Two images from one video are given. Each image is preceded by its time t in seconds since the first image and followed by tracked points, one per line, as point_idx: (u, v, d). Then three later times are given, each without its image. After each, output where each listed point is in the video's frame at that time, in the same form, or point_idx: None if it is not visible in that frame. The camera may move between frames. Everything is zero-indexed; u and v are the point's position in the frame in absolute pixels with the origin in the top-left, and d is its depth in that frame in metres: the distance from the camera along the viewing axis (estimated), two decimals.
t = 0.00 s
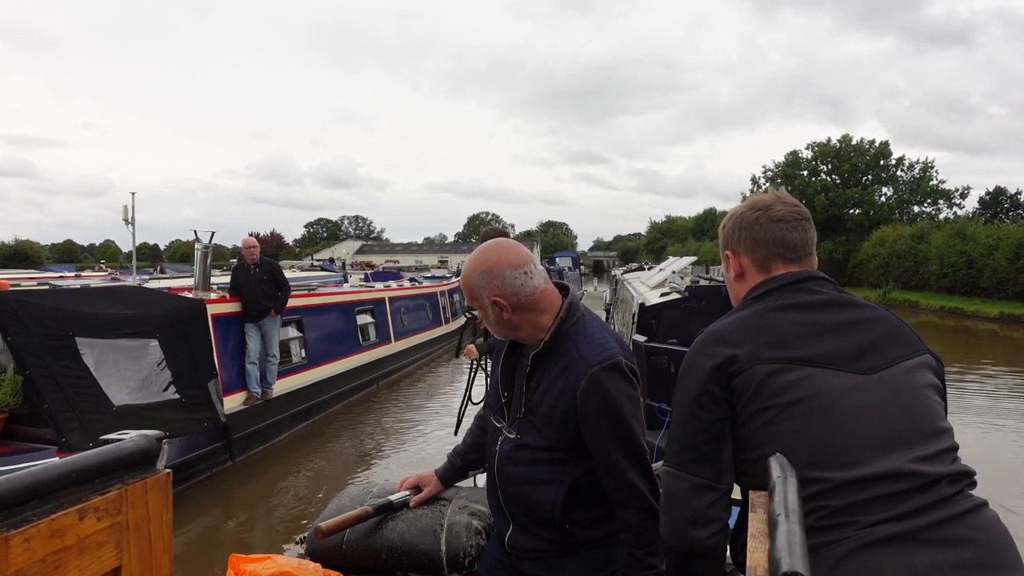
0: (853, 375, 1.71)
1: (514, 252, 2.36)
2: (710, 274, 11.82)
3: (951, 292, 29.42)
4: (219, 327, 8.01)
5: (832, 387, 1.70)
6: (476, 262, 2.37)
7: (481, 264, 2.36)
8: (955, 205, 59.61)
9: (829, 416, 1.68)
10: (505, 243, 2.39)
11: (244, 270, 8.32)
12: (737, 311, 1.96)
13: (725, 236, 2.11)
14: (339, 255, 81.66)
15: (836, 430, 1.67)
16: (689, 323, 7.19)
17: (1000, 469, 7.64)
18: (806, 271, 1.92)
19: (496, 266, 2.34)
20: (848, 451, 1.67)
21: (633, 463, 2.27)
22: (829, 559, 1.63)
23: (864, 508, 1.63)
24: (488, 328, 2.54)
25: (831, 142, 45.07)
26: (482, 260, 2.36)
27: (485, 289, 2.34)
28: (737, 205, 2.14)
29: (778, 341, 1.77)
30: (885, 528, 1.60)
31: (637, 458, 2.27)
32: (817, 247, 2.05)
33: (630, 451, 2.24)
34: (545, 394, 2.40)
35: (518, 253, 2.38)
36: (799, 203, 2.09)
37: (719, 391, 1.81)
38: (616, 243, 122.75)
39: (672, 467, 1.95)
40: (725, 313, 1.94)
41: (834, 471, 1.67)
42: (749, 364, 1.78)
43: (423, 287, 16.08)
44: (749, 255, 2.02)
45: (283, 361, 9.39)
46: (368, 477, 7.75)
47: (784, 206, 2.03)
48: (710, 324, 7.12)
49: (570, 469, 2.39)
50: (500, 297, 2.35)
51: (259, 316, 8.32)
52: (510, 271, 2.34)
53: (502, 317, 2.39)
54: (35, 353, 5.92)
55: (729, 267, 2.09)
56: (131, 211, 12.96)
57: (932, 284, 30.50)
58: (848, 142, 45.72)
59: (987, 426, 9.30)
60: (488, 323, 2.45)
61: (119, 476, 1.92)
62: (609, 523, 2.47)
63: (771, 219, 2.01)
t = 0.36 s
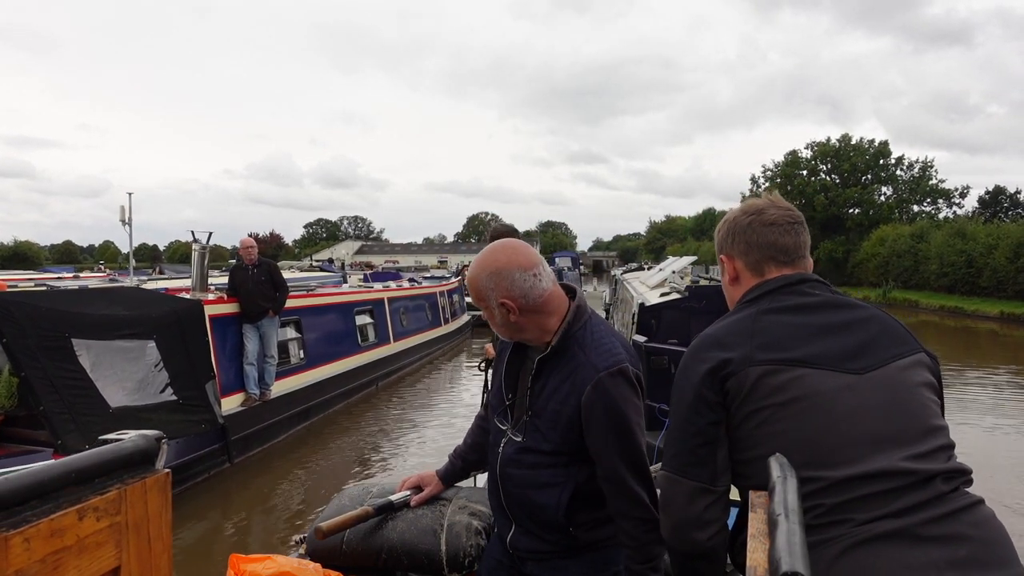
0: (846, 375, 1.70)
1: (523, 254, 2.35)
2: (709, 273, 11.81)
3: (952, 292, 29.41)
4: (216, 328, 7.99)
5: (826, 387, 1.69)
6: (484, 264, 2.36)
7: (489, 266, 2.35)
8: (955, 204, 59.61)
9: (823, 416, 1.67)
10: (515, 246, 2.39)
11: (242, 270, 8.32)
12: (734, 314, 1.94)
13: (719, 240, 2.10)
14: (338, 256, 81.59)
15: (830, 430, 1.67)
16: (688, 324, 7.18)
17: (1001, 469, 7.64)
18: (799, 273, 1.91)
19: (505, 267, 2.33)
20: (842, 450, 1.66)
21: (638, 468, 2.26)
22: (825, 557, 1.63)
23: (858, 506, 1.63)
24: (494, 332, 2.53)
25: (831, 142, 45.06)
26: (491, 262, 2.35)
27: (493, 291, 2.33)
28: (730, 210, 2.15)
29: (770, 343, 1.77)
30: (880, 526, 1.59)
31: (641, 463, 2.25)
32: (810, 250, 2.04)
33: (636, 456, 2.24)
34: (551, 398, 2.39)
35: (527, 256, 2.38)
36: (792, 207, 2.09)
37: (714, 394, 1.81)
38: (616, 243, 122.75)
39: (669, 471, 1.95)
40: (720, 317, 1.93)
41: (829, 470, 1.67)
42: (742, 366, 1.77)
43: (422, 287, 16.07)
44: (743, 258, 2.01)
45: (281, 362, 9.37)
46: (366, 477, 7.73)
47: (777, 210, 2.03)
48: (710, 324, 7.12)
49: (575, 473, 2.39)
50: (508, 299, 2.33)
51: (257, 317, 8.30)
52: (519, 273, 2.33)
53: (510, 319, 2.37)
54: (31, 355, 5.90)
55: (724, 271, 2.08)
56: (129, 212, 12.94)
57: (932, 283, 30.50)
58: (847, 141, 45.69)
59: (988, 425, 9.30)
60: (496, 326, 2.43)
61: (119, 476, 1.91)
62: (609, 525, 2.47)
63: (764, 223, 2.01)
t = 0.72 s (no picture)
0: (837, 375, 1.69)
1: (520, 271, 2.31)
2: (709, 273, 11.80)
3: (952, 291, 29.40)
4: (214, 329, 7.97)
5: (818, 388, 1.68)
6: (481, 281, 2.32)
7: (486, 283, 2.30)
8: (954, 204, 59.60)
9: (815, 416, 1.67)
10: (511, 262, 2.34)
11: (240, 270, 8.31)
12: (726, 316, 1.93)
13: (712, 242, 2.09)
14: (337, 256, 81.55)
15: (822, 430, 1.66)
16: (688, 324, 7.16)
17: (1001, 468, 7.63)
18: (790, 274, 1.91)
19: (502, 285, 2.29)
20: (835, 451, 1.65)
21: (637, 485, 2.25)
22: (820, 559, 1.61)
23: (852, 506, 1.61)
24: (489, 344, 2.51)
25: (830, 142, 45.04)
26: (487, 279, 2.31)
27: (491, 310, 2.30)
28: (723, 211, 2.14)
29: (761, 346, 1.76)
30: (875, 529, 1.58)
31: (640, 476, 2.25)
32: (802, 253, 2.04)
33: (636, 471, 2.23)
34: (551, 414, 2.38)
35: (524, 272, 2.34)
36: (786, 209, 2.09)
37: (706, 399, 1.80)
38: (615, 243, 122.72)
39: (664, 478, 1.94)
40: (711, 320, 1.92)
41: (822, 471, 1.66)
42: (734, 369, 1.76)
43: (421, 288, 16.04)
44: (737, 261, 2.00)
45: (279, 363, 9.35)
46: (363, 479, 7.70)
47: (771, 213, 2.02)
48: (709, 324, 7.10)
49: (575, 486, 2.39)
50: (506, 318, 2.31)
51: (255, 318, 8.29)
52: (517, 291, 2.30)
53: (508, 336, 2.36)
54: (27, 357, 5.91)
55: (715, 273, 2.07)
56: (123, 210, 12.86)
57: (932, 283, 30.50)
58: (846, 141, 45.67)
59: (989, 425, 9.28)
60: (492, 341, 2.41)
61: (111, 476, 1.90)
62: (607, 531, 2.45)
63: (758, 226, 2.00)
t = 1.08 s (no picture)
0: (835, 383, 1.69)
1: (519, 283, 2.31)
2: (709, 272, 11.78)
3: (951, 291, 29.41)
4: (212, 330, 7.95)
5: (815, 396, 1.67)
6: (480, 294, 2.31)
7: (485, 297, 2.30)
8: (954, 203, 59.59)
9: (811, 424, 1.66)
10: (508, 275, 2.34)
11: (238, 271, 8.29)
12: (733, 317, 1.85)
13: (709, 241, 2.02)
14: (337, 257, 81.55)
15: (817, 439, 1.65)
16: (687, 324, 7.15)
17: (1002, 468, 7.62)
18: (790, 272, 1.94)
19: (500, 298, 2.29)
20: (830, 460, 1.64)
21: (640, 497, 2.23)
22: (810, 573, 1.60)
23: (845, 520, 1.60)
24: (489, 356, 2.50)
25: (830, 141, 45.02)
26: (486, 291, 2.30)
27: (490, 324, 2.29)
28: (701, 212, 2.11)
29: (759, 349, 1.74)
30: (861, 549, 1.57)
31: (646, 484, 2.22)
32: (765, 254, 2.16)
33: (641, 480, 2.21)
34: (551, 423, 2.38)
35: (522, 283, 2.34)
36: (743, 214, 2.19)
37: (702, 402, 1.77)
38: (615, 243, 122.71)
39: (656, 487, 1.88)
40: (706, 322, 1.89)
41: (815, 482, 1.65)
42: (730, 372, 1.74)
43: (421, 288, 16.02)
44: (743, 261, 1.96)
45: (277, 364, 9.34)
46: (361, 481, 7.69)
47: (757, 214, 2.07)
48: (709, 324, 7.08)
49: (575, 494, 2.39)
50: (505, 330, 2.30)
51: (253, 319, 8.28)
52: (515, 304, 2.29)
53: (507, 348, 2.35)
54: (22, 358, 5.89)
55: (718, 274, 1.99)
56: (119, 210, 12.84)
57: (931, 283, 30.51)
58: (845, 140, 45.65)
59: (988, 425, 9.27)
60: (492, 354, 2.40)
61: (109, 476, 1.89)
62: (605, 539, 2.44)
63: (756, 225, 2.02)
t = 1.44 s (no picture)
0: (847, 378, 1.68)
1: (521, 285, 2.30)
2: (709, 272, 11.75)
3: (951, 290, 29.41)
4: (210, 330, 7.93)
5: (835, 390, 1.64)
6: (481, 297, 2.29)
7: (486, 300, 2.28)
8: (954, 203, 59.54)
9: (838, 418, 1.62)
10: (510, 278, 2.33)
11: (236, 271, 8.28)
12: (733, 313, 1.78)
13: (705, 243, 1.94)
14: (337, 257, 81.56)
15: (843, 434, 1.62)
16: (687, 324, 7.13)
17: (1002, 468, 7.61)
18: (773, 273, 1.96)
19: (502, 302, 2.27)
20: (857, 455, 1.61)
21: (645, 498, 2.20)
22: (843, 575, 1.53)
23: (872, 517, 1.57)
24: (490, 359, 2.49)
25: (830, 141, 44.97)
26: (487, 294, 2.29)
27: (492, 327, 2.28)
28: (683, 213, 2.05)
29: (779, 339, 1.71)
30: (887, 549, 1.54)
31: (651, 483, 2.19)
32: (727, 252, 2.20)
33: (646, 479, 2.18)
34: (553, 425, 2.37)
35: (524, 286, 2.32)
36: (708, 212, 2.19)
37: (731, 388, 1.67)
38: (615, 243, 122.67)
39: (701, 471, 1.65)
40: (715, 312, 1.81)
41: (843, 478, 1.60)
42: (758, 359, 1.67)
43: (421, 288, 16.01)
44: (734, 264, 1.95)
45: (276, 364, 9.33)
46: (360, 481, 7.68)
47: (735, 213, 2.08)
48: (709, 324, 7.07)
49: (578, 495, 2.38)
50: (507, 333, 2.29)
51: (252, 319, 8.27)
52: (518, 307, 2.28)
53: (510, 351, 2.34)
54: (18, 358, 5.90)
55: (713, 278, 1.95)
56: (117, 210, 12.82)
57: (931, 283, 30.50)
58: (845, 140, 45.61)
59: (989, 425, 9.25)
60: (494, 357, 2.39)
61: (102, 475, 1.87)
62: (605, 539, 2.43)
63: (741, 225, 2.02)
